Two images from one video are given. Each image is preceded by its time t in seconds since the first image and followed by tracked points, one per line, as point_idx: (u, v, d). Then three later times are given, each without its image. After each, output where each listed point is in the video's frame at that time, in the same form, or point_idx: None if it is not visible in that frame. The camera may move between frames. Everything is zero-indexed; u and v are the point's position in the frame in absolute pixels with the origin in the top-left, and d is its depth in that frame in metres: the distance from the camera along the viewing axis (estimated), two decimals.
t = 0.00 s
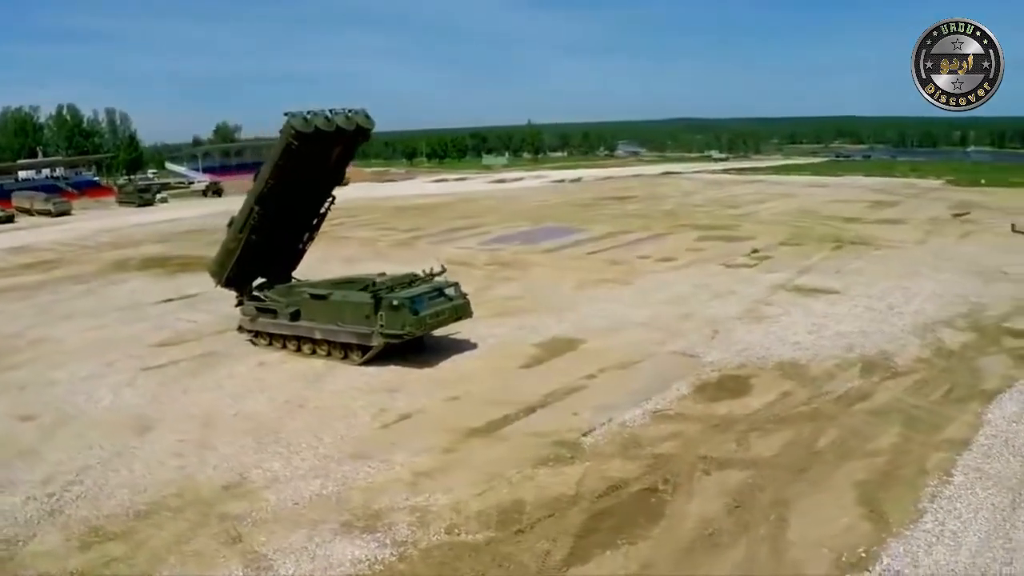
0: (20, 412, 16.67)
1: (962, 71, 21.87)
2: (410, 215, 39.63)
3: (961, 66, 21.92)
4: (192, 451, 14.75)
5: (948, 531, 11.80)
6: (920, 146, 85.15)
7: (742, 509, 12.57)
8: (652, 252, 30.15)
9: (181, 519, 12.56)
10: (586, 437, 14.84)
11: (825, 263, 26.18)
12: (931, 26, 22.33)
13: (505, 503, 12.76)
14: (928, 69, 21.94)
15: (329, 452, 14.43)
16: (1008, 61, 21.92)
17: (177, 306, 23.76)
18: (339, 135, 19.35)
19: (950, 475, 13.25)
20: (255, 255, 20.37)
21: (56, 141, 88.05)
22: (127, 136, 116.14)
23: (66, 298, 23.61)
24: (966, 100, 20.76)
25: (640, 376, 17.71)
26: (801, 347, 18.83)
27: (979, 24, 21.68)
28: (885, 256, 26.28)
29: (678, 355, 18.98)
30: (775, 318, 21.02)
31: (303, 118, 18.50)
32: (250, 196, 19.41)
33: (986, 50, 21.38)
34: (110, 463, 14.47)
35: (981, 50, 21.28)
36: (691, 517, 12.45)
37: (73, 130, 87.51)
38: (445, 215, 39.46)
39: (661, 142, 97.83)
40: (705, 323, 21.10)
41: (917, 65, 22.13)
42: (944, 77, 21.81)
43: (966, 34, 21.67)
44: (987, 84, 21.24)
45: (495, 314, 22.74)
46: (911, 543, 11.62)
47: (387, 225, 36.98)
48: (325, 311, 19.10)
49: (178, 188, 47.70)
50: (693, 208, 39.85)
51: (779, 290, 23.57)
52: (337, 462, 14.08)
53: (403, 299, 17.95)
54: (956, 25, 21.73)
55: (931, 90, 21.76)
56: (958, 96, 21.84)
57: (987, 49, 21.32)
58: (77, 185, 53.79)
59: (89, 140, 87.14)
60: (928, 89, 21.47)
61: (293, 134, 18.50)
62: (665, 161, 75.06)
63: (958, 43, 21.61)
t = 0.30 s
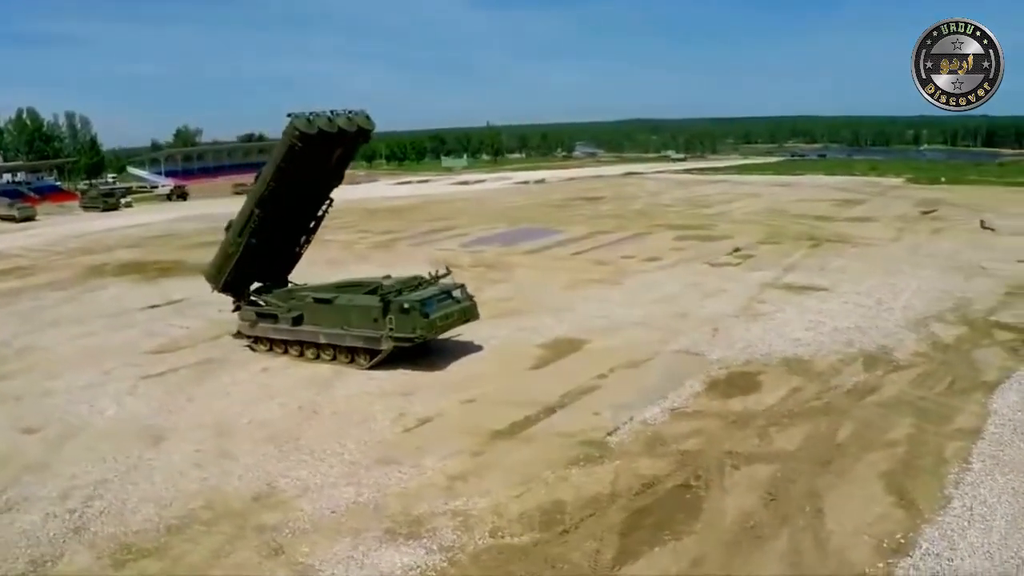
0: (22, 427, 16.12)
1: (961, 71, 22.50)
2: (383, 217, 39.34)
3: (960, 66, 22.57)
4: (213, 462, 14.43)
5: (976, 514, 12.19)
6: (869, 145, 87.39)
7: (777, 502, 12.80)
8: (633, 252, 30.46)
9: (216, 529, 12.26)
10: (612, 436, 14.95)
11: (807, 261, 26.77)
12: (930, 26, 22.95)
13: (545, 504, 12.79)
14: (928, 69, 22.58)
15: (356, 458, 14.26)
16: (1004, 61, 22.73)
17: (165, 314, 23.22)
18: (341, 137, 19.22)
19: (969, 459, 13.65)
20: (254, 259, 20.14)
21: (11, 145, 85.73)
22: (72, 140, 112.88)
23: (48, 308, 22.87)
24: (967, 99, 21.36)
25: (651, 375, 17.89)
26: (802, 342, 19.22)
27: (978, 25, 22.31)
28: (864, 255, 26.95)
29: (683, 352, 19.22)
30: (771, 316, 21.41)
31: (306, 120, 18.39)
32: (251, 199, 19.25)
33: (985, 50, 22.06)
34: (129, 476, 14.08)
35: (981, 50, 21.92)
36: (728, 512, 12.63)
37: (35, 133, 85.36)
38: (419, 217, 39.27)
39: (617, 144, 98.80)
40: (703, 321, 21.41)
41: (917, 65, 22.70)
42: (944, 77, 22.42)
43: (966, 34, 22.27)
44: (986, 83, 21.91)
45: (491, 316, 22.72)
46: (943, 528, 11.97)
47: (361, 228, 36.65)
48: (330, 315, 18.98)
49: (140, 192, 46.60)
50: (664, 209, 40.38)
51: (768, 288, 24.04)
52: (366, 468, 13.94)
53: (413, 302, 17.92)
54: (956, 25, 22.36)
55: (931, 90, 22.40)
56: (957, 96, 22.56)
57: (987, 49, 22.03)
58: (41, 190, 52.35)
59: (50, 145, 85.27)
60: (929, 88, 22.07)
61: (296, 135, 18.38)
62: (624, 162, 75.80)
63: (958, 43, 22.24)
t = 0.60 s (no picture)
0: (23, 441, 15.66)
1: (961, 71, 21.54)
2: (358, 220, 38.97)
3: (960, 66, 21.61)
4: (232, 472, 14.18)
5: (997, 497, 12.55)
6: (823, 146, 89.17)
7: (803, 495, 13.05)
8: (616, 252, 30.70)
9: (248, 539, 12.05)
10: (631, 434, 15.11)
11: (788, 260, 27.29)
12: (930, 26, 22.07)
13: (577, 505, 12.85)
14: (928, 69, 21.60)
15: (379, 464, 14.15)
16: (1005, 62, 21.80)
17: (152, 320, 22.73)
18: (340, 138, 19.15)
19: (981, 445, 14.05)
20: (251, 263, 19.95)
21: None
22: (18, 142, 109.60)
23: (31, 317, 22.22)
24: (966, 100, 20.31)
25: (658, 373, 18.08)
26: (799, 338, 19.59)
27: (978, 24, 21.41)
28: (843, 254, 27.52)
29: (685, 350, 19.45)
30: (764, 313, 21.76)
31: (308, 121, 18.30)
32: (250, 202, 19.09)
33: (985, 50, 21.06)
34: (146, 488, 13.77)
35: (981, 50, 20.92)
36: (758, 506, 12.83)
37: None
38: (394, 220, 39.01)
39: (576, 144, 99.25)
40: (699, 319, 21.69)
41: (917, 65, 21.78)
42: (943, 77, 21.43)
43: (966, 34, 21.34)
44: (987, 84, 20.88)
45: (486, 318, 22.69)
46: (967, 512, 12.32)
47: (337, 230, 36.27)
48: (334, 319, 18.85)
49: (103, 196, 45.48)
50: (637, 211, 40.76)
51: (756, 287, 24.45)
52: (391, 473, 13.82)
53: (420, 305, 17.89)
54: (955, 25, 21.42)
55: (931, 90, 21.41)
56: (957, 97, 21.56)
57: (988, 49, 21.02)
58: (3, 195, 50.92)
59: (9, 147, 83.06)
60: (928, 89, 21.10)
61: (298, 136, 18.27)
62: (586, 164, 76.18)
63: (959, 42, 21.27)
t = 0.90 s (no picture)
0: (23, 462, 15.09)
1: (961, 71, 22.35)
2: (324, 224, 38.51)
3: (960, 66, 22.42)
4: (252, 482, 13.90)
5: (1010, 480, 13.08)
6: (768, 146, 91.22)
7: (827, 486, 13.39)
8: (591, 253, 30.99)
9: (285, 551, 11.83)
10: (649, 432, 15.30)
11: (763, 259, 27.93)
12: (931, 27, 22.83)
13: (610, 504, 12.97)
14: (928, 69, 22.35)
15: (403, 469, 14.05)
16: (1002, 61, 22.70)
17: (134, 331, 22.09)
18: (337, 139, 18.99)
19: (985, 431, 14.62)
20: (245, 267, 19.78)
21: None
22: None
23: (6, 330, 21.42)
24: (968, 99, 21.19)
25: (661, 371, 18.34)
26: (792, 334, 20.09)
27: (977, 24, 22.14)
28: (815, 253, 28.26)
29: (682, 348, 19.76)
30: (752, 310, 22.22)
31: (307, 122, 18.14)
32: (245, 204, 18.94)
33: (985, 50, 21.92)
34: (165, 503, 13.40)
35: (981, 51, 21.77)
36: (785, 498, 13.12)
37: None
38: (361, 222, 38.66)
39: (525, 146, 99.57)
40: (689, 318, 22.06)
41: (918, 65, 22.55)
42: (944, 77, 22.24)
43: (966, 34, 22.12)
44: (987, 84, 21.73)
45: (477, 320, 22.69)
46: (985, 494, 12.82)
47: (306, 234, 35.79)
48: (334, 324, 18.71)
49: (54, 203, 43.97)
50: (602, 212, 41.18)
51: (738, 284, 24.97)
52: (417, 479, 13.74)
53: (425, 307, 17.85)
54: (956, 26, 22.15)
55: (932, 89, 22.16)
56: (956, 96, 22.40)
57: (987, 49, 21.86)
58: None
59: None
60: (930, 88, 21.91)
61: (296, 138, 18.10)
62: (538, 165, 76.51)
63: (959, 43, 22.04)
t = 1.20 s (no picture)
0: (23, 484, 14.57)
1: (961, 71, 21.91)
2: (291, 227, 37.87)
3: (960, 66, 22.00)
4: (272, 493, 13.64)
5: (1018, 464, 13.61)
6: (718, 146, 92.63)
7: (844, 477, 13.75)
8: (567, 254, 31.12)
9: (321, 561, 11.64)
10: (663, 429, 15.49)
11: (739, 257, 28.45)
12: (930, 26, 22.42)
13: (638, 502, 13.12)
14: (928, 69, 21.97)
15: (425, 475, 13.95)
16: (1002, 60, 22.40)
17: (115, 343, 21.52)
18: (332, 140, 18.93)
19: (986, 419, 15.17)
20: (237, 272, 19.64)
21: None
22: None
23: None
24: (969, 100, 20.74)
25: (661, 369, 18.58)
26: (782, 330, 20.52)
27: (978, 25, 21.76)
28: (789, 251, 28.83)
29: (678, 346, 20.04)
30: (738, 307, 22.60)
31: (304, 124, 18.10)
32: (239, 207, 18.86)
33: (985, 50, 21.54)
34: (185, 516, 13.07)
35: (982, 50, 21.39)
36: (806, 490, 13.42)
37: None
38: (328, 225, 38.15)
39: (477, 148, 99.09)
40: (679, 316, 22.37)
41: (918, 65, 22.07)
42: (944, 77, 21.75)
43: (966, 34, 21.69)
44: (987, 84, 21.34)
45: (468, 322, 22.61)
46: (995, 478, 13.31)
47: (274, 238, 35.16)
48: (333, 328, 18.59)
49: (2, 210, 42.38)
50: (569, 213, 41.40)
51: (720, 282, 25.41)
52: (442, 483, 13.66)
53: (428, 310, 17.81)
54: (955, 25, 21.72)
55: (930, 89, 21.73)
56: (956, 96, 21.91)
57: (987, 50, 21.46)
58: None
59: None
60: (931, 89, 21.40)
61: (293, 139, 18.04)
62: (494, 167, 76.30)
63: (959, 43, 21.62)
